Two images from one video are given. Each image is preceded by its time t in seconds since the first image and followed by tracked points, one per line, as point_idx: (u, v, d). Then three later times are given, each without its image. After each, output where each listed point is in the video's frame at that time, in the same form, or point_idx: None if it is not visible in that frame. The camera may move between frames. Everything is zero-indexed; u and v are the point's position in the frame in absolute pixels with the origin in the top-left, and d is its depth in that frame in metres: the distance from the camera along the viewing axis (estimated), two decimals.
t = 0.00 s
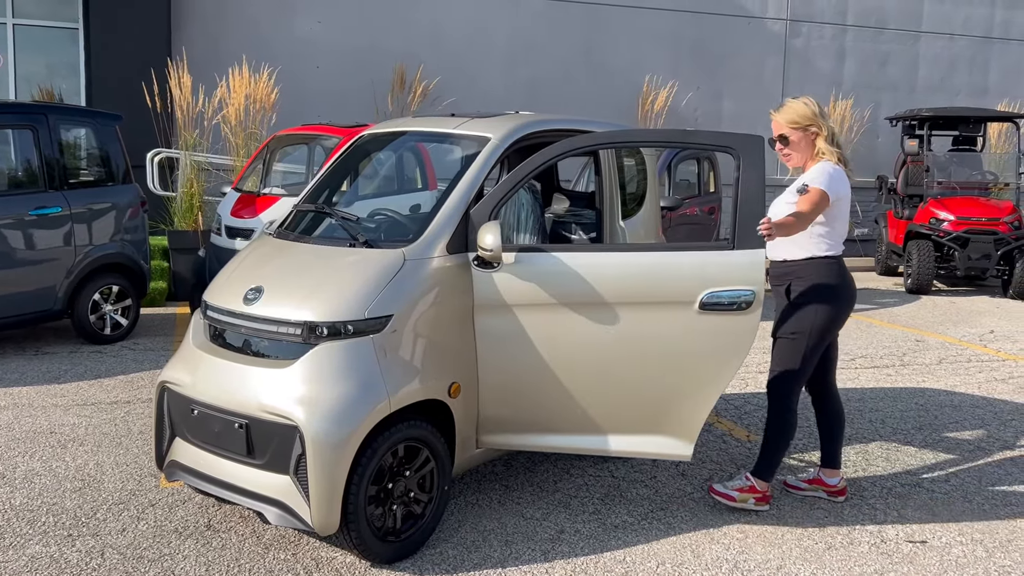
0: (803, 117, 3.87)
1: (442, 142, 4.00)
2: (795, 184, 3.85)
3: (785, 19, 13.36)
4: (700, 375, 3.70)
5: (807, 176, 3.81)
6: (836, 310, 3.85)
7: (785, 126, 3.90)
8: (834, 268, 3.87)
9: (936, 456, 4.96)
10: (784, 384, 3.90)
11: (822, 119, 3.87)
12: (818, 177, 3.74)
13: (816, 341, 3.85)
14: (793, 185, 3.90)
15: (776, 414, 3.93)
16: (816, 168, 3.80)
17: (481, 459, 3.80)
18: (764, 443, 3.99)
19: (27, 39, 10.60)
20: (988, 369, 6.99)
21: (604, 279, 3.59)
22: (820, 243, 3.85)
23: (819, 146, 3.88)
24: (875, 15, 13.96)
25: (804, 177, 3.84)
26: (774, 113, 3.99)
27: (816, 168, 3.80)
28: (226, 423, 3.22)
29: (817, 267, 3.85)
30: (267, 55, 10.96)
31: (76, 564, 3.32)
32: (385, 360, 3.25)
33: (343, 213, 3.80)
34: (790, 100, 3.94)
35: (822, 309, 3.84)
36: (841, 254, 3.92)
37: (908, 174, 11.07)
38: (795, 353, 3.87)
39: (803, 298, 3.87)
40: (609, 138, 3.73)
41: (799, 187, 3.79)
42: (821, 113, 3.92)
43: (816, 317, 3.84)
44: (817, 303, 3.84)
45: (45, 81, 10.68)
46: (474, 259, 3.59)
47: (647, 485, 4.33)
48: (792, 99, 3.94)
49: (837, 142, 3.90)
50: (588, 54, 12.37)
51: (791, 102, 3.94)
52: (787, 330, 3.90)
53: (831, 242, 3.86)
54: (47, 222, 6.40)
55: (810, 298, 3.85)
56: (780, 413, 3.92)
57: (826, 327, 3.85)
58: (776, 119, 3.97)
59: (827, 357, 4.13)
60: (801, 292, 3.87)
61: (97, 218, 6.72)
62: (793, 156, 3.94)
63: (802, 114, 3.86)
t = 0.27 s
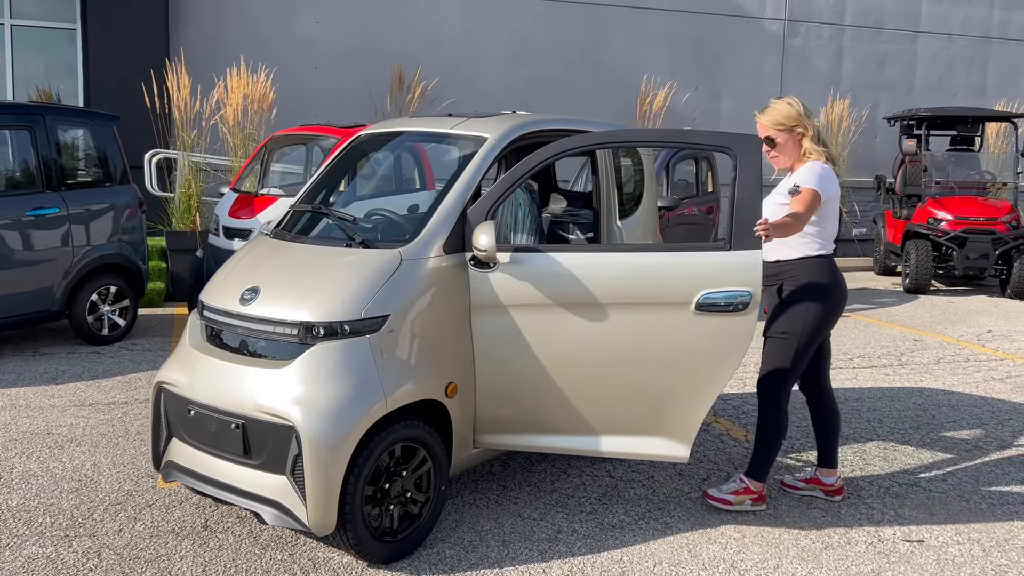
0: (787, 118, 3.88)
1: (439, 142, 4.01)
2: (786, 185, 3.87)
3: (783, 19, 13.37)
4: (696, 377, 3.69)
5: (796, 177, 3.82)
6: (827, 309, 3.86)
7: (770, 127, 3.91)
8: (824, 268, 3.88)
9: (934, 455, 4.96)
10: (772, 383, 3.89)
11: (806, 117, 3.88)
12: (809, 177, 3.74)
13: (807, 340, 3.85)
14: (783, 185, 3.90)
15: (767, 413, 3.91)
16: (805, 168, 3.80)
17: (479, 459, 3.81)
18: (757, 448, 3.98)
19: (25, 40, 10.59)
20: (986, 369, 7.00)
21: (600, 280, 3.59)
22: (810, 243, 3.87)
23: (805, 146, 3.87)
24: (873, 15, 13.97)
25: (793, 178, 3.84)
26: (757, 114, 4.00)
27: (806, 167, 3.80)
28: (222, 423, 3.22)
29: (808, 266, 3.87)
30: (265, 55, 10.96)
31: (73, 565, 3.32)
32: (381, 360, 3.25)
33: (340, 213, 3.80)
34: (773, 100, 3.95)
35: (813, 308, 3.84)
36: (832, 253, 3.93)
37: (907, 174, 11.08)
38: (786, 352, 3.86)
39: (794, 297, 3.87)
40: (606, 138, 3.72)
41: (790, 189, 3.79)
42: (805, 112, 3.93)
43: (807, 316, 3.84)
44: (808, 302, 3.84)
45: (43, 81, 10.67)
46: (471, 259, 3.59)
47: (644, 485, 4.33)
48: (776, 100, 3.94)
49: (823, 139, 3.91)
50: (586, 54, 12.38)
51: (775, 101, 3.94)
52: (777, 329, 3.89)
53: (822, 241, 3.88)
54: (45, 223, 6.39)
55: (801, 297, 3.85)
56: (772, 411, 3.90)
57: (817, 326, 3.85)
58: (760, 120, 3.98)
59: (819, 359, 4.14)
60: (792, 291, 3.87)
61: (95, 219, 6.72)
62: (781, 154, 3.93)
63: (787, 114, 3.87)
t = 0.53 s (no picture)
0: (764, 125, 3.93)
1: (438, 142, 4.00)
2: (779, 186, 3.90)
3: (782, 19, 13.37)
4: (694, 378, 3.69)
5: (788, 178, 3.87)
6: (818, 309, 3.85)
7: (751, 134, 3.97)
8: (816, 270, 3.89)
9: (933, 454, 4.97)
10: (761, 381, 3.88)
11: (784, 121, 3.92)
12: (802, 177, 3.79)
13: (798, 339, 3.84)
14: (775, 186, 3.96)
15: (756, 409, 3.89)
16: (795, 168, 3.85)
17: (477, 458, 3.80)
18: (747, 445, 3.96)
19: (24, 41, 10.59)
20: (985, 368, 7.00)
21: (599, 280, 3.59)
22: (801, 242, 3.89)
23: (785, 149, 3.92)
24: (872, 14, 13.97)
25: (785, 179, 3.89)
26: (740, 119, 4.06)
27: (796, 168, 3.84)
28: (221, 423, 3.22)
29: (800, 265, 3.88)
30: (263, 55, 10.96)
31: (72, 565, 3.32)
32: (379, 360, 3.25)
33: (339, 213, 3.80)
34: (752, 107, 4.00)
35: (804, 307, 3.83)
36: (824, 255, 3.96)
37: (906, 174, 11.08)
38: (777, 351, 3.84)
39: (786, 295, 3.87)
40: (605, 138, 3.71)
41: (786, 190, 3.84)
42: (785, 114, 3.96)
43: (799, 315, 3.83)
44: (800, 300, 3.83)
45: (42, 82, 10.66)
46: (469, 258, 3.59)
47: (643, 485, 4.33)
48: (755, 106, 3.99)
49: (806, 138, 3.94)
50: (585, 54, 12.38)
51: (755, 107, 3.99)
52: (768, 328, 3.87)
53: (813, 241, 3.91)
54: (44, 224, 6.39)
55: (794, 294, 3.85)
56: (761, 408, 3.89)
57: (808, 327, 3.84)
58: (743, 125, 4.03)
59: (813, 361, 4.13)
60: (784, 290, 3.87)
61: (94, 220, 6.72)
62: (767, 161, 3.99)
63: (764, 122, 3.92)
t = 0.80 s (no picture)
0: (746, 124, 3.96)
1: (437, 141, 4.00)
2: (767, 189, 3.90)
3: (782, 18, 13.37)
4: (692, 376, 3.69)
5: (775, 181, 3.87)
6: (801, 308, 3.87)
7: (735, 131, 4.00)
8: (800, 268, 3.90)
9: (932, 453, 4.97)
10: (750, 379, 3.88)
11: (763, 120, 3.94)
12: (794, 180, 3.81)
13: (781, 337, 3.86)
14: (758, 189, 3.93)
15: (744, 405, 3.90)
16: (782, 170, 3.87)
17: (477, 457, 3.81)
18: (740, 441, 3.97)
19: (23, 41, 10.59)
20: (985, 367, 7.00)
21: (598, 278, 3.59)
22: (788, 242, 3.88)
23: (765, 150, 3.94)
24: (872, 13, 13.97)
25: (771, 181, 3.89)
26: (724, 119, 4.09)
27: (785, 168, 3.86)
28: (220, 423, 3.22)
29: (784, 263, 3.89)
30: (263, 55, 10.96)
31: (71, 565, 3.32)
32: (379, 359, 3.25)
33: (338, 212, 3.80)
34: (734, 107, 4.04)
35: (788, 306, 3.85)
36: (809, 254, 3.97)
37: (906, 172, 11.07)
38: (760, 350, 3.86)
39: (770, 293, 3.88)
40: (604, 136, 3.70)
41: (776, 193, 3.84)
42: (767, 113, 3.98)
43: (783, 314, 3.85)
44: (784, 300, 3.85)
45: (42, 82, 10.67)
46: (468, 257, 3.60)
47: (643, 484, 4.34)
48: (737, 105, 4.03)
49: (785, 137, 3.96)
50: (585, 54, 12.38)
51: (738, 107, 4.02)
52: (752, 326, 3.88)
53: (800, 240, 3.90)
54: (44, 224, 6.39)
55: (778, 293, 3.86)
56: (749, 404, 3.90)
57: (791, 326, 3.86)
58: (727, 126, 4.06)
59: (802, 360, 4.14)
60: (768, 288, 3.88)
61: (94, 220, 6.72)
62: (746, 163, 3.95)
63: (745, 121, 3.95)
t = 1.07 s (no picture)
0: (736, 120, 3.91)
1: (438, 140, 4.00)
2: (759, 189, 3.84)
3: (782, 17, 13.36)
4: (694, 375, 3.69)
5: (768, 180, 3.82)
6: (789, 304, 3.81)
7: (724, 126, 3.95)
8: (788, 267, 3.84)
9: (935, 452, 4.96)
10: (746, 379, 3.87)
11: (753, 117, 3.89)
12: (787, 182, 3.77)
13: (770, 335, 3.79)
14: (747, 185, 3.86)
15: (740, 405, 3.90)
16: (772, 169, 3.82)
17: (479, 456, 3.80)
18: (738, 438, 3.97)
19: (24, 41, 10.59)
20: (987, 365, 6.99)
21: (600, 277, 3.58)
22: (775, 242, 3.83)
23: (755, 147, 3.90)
24: (873, 12, 13.95)
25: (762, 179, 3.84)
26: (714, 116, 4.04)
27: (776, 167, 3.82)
28: (222, 422, 3.22)
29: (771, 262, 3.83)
30: (263, 55, 10.96)
31: (73, 565, 3.32)
32: (381, 358, 3.25)
33: (339, 212, 3.79)
34: (722, 105, 4.00)
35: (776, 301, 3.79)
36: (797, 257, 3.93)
37: (907, 171, 11.05)
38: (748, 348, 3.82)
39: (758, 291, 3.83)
40: (606, 135, 3.70)
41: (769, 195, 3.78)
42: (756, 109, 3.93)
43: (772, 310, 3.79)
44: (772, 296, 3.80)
45: (43, 82, 10.67)
46: (470, 256, 3.59)
47: (645, 483, 4.33)
48: (727, 102, 3.98)
49: (774, 134, 3.93)
50: (586, 53, 12.37)
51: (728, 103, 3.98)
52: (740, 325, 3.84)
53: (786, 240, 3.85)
54: (45, 224, 6.39)
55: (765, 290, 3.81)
56: (747, 404, 3.90)
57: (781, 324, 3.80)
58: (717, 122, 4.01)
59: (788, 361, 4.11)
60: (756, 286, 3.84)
61: (95, 220, 6.72)
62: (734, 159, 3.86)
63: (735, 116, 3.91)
